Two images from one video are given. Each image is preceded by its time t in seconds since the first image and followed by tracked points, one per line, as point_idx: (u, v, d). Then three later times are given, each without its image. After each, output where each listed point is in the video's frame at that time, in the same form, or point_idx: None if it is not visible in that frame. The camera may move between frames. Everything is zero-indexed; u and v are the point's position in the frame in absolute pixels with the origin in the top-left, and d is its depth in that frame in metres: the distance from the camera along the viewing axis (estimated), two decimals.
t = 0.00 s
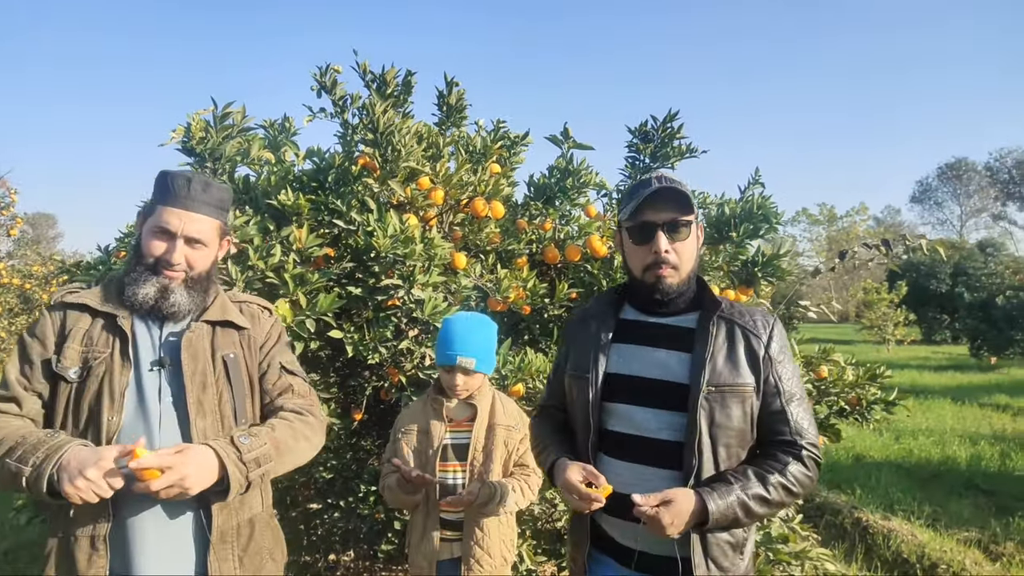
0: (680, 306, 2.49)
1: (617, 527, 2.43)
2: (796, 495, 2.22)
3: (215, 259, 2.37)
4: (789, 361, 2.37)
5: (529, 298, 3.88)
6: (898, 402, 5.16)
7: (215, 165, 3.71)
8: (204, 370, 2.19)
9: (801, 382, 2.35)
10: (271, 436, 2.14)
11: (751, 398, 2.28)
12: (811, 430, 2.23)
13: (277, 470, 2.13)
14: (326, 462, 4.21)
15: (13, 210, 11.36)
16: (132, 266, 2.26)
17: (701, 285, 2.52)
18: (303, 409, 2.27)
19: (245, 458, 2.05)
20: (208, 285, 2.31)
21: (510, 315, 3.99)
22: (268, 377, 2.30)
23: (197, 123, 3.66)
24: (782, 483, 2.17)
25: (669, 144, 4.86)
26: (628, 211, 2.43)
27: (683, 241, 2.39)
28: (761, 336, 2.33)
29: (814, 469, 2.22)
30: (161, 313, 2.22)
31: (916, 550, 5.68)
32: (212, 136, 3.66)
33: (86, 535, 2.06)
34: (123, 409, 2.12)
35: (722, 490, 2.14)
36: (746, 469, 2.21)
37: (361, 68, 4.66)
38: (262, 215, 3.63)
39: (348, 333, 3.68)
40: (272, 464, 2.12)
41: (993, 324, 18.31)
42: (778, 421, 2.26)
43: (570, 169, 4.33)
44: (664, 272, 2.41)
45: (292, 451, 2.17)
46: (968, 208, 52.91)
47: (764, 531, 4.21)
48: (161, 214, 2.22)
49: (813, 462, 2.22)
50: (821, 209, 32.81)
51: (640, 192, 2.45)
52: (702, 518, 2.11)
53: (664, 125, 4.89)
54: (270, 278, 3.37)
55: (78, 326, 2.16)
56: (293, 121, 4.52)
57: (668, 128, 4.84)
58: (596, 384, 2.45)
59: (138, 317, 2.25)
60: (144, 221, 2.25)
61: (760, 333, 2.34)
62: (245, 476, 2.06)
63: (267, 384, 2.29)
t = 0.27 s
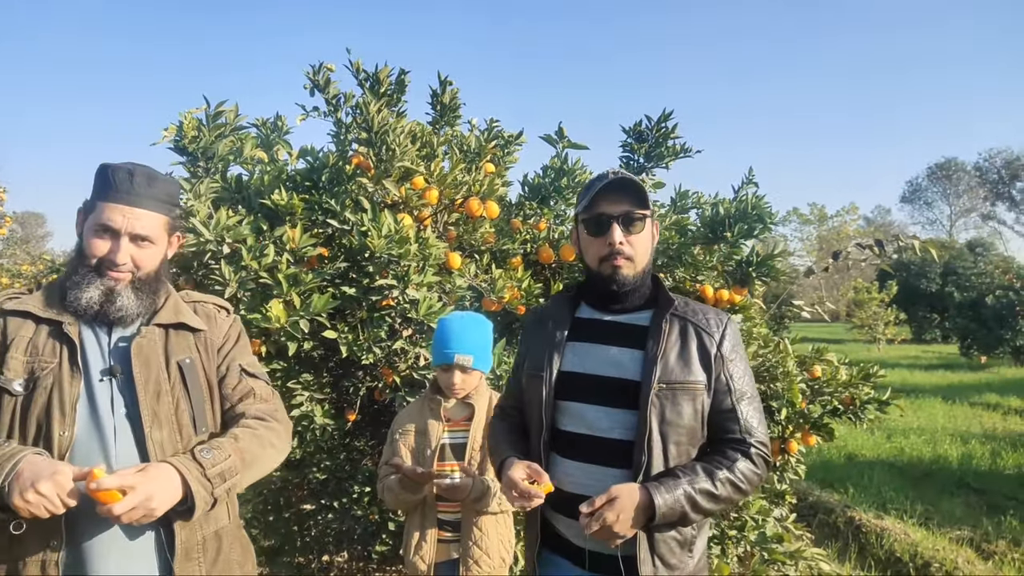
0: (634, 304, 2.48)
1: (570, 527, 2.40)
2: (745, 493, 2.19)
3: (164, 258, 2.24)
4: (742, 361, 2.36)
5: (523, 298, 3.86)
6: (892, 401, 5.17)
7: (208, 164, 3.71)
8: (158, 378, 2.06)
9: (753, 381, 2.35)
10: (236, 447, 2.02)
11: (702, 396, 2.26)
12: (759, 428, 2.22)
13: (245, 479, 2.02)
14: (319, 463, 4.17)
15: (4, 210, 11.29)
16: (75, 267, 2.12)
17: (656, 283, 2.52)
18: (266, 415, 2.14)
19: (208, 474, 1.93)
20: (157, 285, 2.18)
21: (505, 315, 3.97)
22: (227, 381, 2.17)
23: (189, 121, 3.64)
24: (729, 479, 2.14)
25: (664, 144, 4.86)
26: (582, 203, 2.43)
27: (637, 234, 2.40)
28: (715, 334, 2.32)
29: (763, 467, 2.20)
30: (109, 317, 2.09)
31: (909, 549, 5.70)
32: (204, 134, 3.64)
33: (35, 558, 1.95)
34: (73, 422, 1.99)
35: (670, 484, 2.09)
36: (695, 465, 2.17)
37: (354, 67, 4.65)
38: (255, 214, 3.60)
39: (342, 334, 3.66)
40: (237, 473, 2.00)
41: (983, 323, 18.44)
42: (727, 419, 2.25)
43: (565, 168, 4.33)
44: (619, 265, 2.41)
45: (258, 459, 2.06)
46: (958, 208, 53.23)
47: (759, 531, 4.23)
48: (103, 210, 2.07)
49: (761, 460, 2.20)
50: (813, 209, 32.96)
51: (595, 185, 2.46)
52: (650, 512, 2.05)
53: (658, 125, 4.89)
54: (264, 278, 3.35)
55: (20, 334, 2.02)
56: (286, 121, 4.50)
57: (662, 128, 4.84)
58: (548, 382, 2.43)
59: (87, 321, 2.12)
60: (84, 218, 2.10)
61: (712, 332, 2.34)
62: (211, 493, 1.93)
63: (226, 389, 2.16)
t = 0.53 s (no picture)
0: (605, 305, 2.47)
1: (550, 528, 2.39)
2: (718, 491, 2.18)
3: (151, 256, 2.18)
4: (713, 358, 2.35)
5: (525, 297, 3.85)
6: (893, 400, 5.17)
7: (210, 162, 3.69)
8: (138, 383, 2.00)
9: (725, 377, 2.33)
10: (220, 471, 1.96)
11: (673, 396, 2.25)
12: (731, 426, 2.21)
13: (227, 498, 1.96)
14: (320, 462, 4.16)
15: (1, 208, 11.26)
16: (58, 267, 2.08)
17: (626, 283, 2.51)
18: (249, 431, 2.08)
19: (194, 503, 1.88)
20: (142, 287, 2.12)
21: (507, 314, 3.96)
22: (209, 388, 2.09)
23: (190, 119, 3.63)
24: (702, 477, 2.13)
25: (665, 143, 4.86)
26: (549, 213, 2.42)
27: (604, 242, 2.39)
28: (684, 332, 2.31)
29: (735, 465, 2.19)
30: (91, 319, 2.03)
31: (909, 548, 5.71)
32: (206, 132, 3.63)
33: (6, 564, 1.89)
34: (51, 425, 1.93)
35: (642, 484, 2.08)
36: (668, 464, 2.17)
37: (355, 65, 4.64)
38: (257, 213, 3.59)
39: (344, 332, 3.65)
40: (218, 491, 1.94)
41: (981, 323, 18.47)
42: (699, 418, 2.24)
43: (566, 167, 4.34)
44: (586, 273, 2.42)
45: (241, 481, 2.00)
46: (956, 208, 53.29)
47: (761, 530, 4.24)
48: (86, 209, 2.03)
49: (733, 457, 2.19)
50: (811, 208, 32.98)
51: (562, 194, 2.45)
52: (622, 513, 2.05)
53: (660, 124, 4.89)
54: (266, 276, 3.33)
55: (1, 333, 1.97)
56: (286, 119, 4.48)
57: (664, 126, 4.84)
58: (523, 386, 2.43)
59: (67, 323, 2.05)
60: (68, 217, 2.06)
61: (682, 330, 2.32)
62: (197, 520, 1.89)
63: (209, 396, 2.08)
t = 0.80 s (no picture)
0: (596, 302, 2.46)
1: (557, 528, 2.39)
2: (724, 475, 2.17)
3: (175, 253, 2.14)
4: (709, 344, 2.34)
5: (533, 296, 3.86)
6: (900, 400, 5.17)
7: (220, 161, 3.70)
8: (156, 386, 2.00)
9: (722, 361, 2.32)
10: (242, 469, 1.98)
11: (670, 385, 2.24)
12: (733, 410, 2.20)
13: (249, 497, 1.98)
14: (328, 460, 4.17)
15: (6, 208, 11.30)
16: (87, 272, 2.00)
17: (615, 280, 2.49)
18: (267, 437, 2.10)
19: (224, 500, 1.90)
20: (172, 289, 2.10)
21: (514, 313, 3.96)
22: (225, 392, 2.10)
23: (201, 118, 3.63)
24: (708, 461, 2.13)
25: (672, 142, 4.86)
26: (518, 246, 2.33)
27: (576, 265, 2.31)
28: (678, 320, 2.30)
29: (740, 448, 2.18)
30: (129, 324, 2.02)
31: (915, 548, 5.71)
32: (217, 131, 3.64)
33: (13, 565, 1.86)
34: (65, 426, 1.92)
35: (650, 470, 2.08)
36: (674, 450, 2.17)
37: (363, 65, 4.64)
38: (267, 211, 3.59)
39: (353, 331, 3.66)
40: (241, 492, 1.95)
41: (984, 323, 18.46)
42: (699, 404, 2.23)
43: (575, 166, 4.35)
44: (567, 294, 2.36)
45: (264, 483, 2.03)
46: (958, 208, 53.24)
47: (769, 529, 4.25)
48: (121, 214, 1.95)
49: (738, 441, 2.18)
50: (813, 208, 32.96)
51: (526, 221, 2.34)
52: (633, 499, 2.05)
53: (667, 123, 4.89)
54: (277, 275, 3.34)
55: (11, 330, 1.94)
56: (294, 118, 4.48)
57: (672, 126, 4.84)
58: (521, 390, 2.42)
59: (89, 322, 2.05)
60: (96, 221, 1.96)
61: (675, 320, 2.31)
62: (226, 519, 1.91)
63: (226, 401, 2.09)
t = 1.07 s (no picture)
0: (610, 304, 2.46)
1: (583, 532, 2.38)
2: (748, 471, 2.14)
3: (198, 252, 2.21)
4: (728, 341, 2.32)
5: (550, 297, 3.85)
6: (919, 402, 5.13)
7: (241, 163, 3.72)
8: (204, 377, 2.10)
9: (741, 357, 2.30)
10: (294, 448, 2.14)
11: (688, 383, 2.23)
12: (753, 405, 2.17)
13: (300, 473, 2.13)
14: (346, 461, 4.17)
15: (23, 211, 11.41)
16: (133, 276, 2.02)
17: (627, 280, 2.49)
18: (304, 415, 2.27)
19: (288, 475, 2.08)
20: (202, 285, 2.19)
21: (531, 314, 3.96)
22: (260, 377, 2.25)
23: (222, 120, 3.65)
24: (728, 457, 2.11)
25: (688, 143, 4.85)
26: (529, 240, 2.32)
27: (592, 257, 2.31)
28: (694, 318, 2.29)
29: (763, 443, 2.14)
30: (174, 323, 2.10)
31: (934, 551, 5.66)
32: (238, 132, 3.65)
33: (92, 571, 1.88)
34: (126, 428, 1.95)
35: (663, 462, 2.07)
36: (691, 445, 2.15)
37: (380, 67, 4.66)
38: (287, 212, 3.61)
39: (371, 332, 3.66)
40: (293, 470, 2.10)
41: (1000, 325, 18.30)
42: (719, 401, 2.20)
43: (592, 167, 4.35)
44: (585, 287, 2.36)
45: (315, 454, 2.22)
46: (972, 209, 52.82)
47: (787, 531, 4.22)
48: (169, 220, 2.01)
49: (761, 437, 2.15)
50: (826, 210, 32.79)
51: (539, 216, 2.34)
52: (645, 492, 2.05)
53: (683, 124, 4.89)
54: (296, 275, 3.37)
55: (55, 336, 1.93)
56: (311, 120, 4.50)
57: (688, 126, 4.84)
58: (542, 397, 2.44)
59: (129, 321, 2.11)
60: (143, 226, 2.00)
61: (690, 317, 2.30)
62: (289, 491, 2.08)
63: (260, 386, 2.23)
